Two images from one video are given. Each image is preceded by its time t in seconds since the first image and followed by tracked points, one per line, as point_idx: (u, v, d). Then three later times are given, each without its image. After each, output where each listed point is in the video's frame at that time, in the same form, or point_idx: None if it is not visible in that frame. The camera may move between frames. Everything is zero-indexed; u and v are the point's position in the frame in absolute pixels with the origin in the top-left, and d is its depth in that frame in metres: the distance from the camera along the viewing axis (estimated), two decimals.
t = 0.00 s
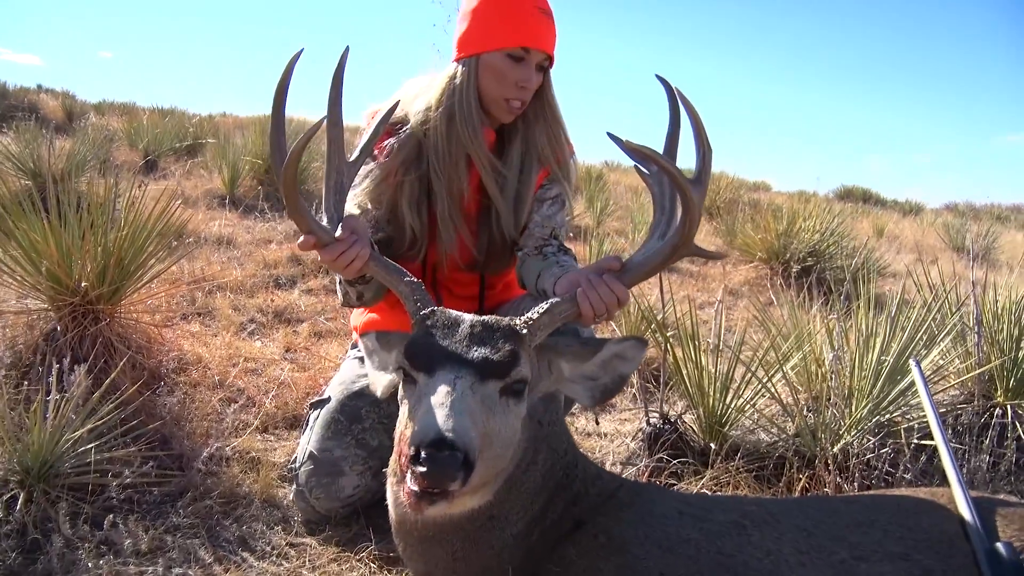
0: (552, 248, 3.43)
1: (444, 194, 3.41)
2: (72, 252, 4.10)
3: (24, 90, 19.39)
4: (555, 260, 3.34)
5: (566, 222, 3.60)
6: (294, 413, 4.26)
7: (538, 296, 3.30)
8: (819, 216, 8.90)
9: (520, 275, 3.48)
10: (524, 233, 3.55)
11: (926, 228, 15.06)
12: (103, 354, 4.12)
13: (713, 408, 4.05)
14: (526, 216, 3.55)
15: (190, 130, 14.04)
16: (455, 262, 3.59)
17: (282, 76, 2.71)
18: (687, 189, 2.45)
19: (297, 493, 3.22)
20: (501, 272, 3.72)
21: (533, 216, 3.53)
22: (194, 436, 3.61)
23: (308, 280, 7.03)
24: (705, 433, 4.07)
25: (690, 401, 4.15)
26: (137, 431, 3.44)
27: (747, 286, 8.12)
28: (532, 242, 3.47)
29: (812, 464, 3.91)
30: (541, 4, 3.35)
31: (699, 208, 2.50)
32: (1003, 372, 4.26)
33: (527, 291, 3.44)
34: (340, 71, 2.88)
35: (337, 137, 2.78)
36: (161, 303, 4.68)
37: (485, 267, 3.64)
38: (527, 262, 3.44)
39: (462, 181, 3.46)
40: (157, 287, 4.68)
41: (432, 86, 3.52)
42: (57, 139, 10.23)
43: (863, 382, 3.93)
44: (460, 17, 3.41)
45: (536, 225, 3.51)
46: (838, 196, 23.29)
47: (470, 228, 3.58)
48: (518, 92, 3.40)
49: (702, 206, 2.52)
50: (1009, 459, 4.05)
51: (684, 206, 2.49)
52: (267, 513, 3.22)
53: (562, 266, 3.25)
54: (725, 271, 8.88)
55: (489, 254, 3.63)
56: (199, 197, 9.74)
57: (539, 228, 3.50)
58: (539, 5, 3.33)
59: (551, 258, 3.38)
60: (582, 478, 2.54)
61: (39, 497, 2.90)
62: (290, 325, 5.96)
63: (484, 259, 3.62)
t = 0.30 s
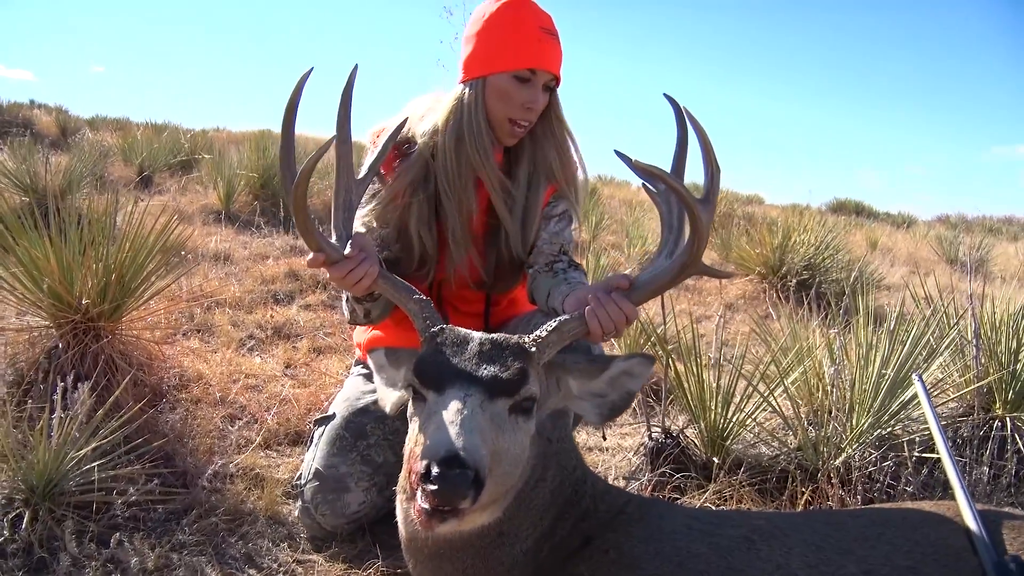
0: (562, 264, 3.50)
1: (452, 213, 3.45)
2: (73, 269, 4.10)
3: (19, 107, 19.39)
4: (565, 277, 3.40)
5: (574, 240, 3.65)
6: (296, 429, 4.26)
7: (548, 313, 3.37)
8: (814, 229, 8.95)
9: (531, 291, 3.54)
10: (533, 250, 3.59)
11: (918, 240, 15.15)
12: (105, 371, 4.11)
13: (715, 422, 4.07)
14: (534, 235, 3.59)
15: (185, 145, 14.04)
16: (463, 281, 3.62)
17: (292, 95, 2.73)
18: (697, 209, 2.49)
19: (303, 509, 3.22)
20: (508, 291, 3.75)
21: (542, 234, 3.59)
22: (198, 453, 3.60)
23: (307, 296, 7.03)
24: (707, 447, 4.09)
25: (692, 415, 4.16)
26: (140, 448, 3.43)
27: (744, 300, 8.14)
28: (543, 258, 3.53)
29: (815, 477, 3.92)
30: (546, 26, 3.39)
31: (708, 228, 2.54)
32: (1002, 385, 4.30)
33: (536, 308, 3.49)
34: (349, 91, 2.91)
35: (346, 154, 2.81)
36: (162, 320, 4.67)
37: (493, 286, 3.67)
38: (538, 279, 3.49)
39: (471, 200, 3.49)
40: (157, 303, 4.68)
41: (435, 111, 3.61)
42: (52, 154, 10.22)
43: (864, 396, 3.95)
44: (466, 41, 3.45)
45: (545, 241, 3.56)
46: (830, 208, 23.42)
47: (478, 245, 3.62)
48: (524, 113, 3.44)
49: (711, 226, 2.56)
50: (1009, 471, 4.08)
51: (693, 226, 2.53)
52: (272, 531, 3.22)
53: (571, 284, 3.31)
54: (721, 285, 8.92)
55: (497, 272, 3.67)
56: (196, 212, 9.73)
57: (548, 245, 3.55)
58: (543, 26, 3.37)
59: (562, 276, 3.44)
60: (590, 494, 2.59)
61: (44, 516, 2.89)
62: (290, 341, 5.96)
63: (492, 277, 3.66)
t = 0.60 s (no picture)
0: (566, 266, 3.54)
1: (451, 216, 3.46)
2: (75, 274, 4.09)
3: (11, 110, 19.31)
4: (569, 279, 3.45)
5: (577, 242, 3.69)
6: (300, 433, 4.27)
7: (555, 315, 3.39)
8: (810, 229, 8.98)
9: (536, 293, 3.58)
10: (536, 252, 3.63)
11: (913, 239, 15.19)
12: (107, 376, 4.11)
13: (717, 423, 4.09)
14: (534, 234, 3.61)
15: (180, 148, 14.00)
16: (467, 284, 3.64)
17: (304, 101, 2.75)
18: (702, 211, 2.51)
19: (310, 513, 3.23)
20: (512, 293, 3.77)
21: (544, 236, 3.62)
22: (202, 457, 3.61)
23: (306, 299, 7.03)
24: (709, 447, 4.11)
25: (694, 416, 4.18)
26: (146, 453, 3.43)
27: (741, 300, 8.17)
28: (546, 261, 3.57)
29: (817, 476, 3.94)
30: (531, 25, 3.40)
31: (713, 230, 2.55)
32: (1000, 383, 4.32)
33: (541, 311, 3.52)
34: (359, 97, 2.93)
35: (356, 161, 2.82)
36: (163, 324, 4.67)
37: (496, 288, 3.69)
38: (543, 282, 3.55)
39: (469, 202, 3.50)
40: (159, 308, 4.67)
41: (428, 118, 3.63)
42: (47, 159, 10.19)
43: (865, 395, 3.98)
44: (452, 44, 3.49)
45: (548, 243, 3.60)
46: (824, 207, 23.50)
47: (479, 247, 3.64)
48: (512, 112, 3.45)
49: (716, 228, 2.58)
50: (1008, 468, 4.10)
51: (698, 228, 2.55)
52: (279, 534, 3.23)
53: (576, 286, 3.34)
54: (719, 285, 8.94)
55: (500, 274, 3.68)
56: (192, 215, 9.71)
57: (551, 247, 3.59)
58: (526, 23, 3.37)
59: (566, 278, 3.48)
60: (599, 494, 2.62)
61: (51, 521, 2.89)
62: (290, 344, 5.96)
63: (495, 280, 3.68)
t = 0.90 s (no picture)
0: (566, 268, 3.56)
1: (446, 220, 3.50)
2: (78, 280, 4.11)
3: (6, 116, 19.29)
4: (568, 281, 3.47)
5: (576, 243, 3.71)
6: (303, 436, 4.29)
7: (555, 317, 3.41)
8: (807, 228, 9.01)
9: (536, 295, 3.61)
10: (534, 255, 3.66)
11: (908, 237, 15.23)
12: (111, 381, 4.13)
13: (717, 422, 4.12)
14: (532, 237, 3.64)
15: (177, 152, 14.00)
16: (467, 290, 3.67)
17: (304, 110, 2.78)
18: (701, 214, 2.52)
19: (315, 516, 3.25)
20: (512, 295, 3.80)
21: (543, 239, 3.64)
22: (207, 461, 3.63)
23: (305, 302, 7.05)
24: (710, 446, 4.14)
25: (694, 416, 4.21)
26: (151, 458, 3.45)
27: (739, 300, 8.20)
28: (545, 263, 3.60)
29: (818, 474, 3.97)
30: (516, 29, 3.42)
31: (712, 232, 2.57)
32: (997, 380, 4.36)
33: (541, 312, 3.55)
34: (357, 105, 2.95)
35: (356, 167, 2.84)
36: (165, 329, 4.68)
37: (496, 291, 3.73)
38: (543, 284, 3.57)
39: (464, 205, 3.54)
40: (160, 313, 4.69)
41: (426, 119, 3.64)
42: (44, 164, 10.18)
43: (864, 394, 4.01)
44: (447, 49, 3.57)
45: (547, 246, 3.62)
46: (819, 206, 23.58)
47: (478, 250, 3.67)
48: (497, 117, 3.50)
49: (715, 230, 2.60)
50: (1006, 465, 4.14)
51: (697, 231, 2.57)
52: (285, 537, 3.25)
53: (576, 289, 3.37)
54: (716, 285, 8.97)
55: (501, 277, 3.71)
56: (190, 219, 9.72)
57: (550, 249, 3.62)
58: (511, 28, 3.40)
59: (566, 280, 3.50)
60: (604, 494, 2.65)
61: (59, 526, 2.91)
62: (291, 348, 5.98)
63: (495, 283, 3.71)
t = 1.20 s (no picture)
0: (561, 273, 3.60)
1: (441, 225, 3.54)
2: (76, 280, 4.12)
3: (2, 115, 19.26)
4: (563, 285, 3.51)
5: (572, 248, 3.75)
6: (299, 437, 4.31)
7: (550, 321, 3.45)
8: (802, 232, 9.05)
9: (532, 299, 3.65)
10: (530, 259, 3.70)
11: (902, 241, 15.30)
12: (107, 382, 4.14)
13: (711, 425, 4.15)
14: (527, 241, 3.67)
15: (173, 152, 13.99)
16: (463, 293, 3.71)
17: (301, 114, 2.80)
18: (694, 221, 2.55)
19: (311, 516, 3.27)
20: (507, 299, 3.83)
21: (539, 244, 3.68)
22: (204, 462, 3.65)
23: (301, 304, 7.06)
24: (703, 449, 4.17)
25: (688, 419, 4.24)
26: (148, 458, 3.47)
27: (734, 303, 8.24)
28: (541, 268, 3.64)
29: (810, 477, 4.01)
30: (508, 35, 3.42)
31: (705, 239, 2.60)
32: (989, 385, 4.40)
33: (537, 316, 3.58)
34: (354, 109, 2.98)
35: (352, 172, 2.87)
36: (162, 329, 4.70)
37: (491, 295, 3.77)
38: (539, 288, 3.61)
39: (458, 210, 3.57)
40: (158, 314, 4.71)
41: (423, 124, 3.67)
42: (41, 164, 10.19)
43: (857, 398, 4.04)
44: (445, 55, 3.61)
45: (543, 250, 3.67)
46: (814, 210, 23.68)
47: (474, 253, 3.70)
48: (489, 123, 3.52)
49: (709, 237, 2.63)
50: (997, 469, 4.18)
51: (691, 237, 2.60)
52: (281, 537, 3.27)
53: (570, 293, 3.41)
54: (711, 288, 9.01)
55: (497, 282, 3.75)
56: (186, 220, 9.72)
57: (546, 254, 3.67)
58: (501, 34, 3.40)
59: (561, 284, 3.54)
60: (597, 496, 2.68)
61: (56, 526, 2.93)
62: (287, 349, 6.00)
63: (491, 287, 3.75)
